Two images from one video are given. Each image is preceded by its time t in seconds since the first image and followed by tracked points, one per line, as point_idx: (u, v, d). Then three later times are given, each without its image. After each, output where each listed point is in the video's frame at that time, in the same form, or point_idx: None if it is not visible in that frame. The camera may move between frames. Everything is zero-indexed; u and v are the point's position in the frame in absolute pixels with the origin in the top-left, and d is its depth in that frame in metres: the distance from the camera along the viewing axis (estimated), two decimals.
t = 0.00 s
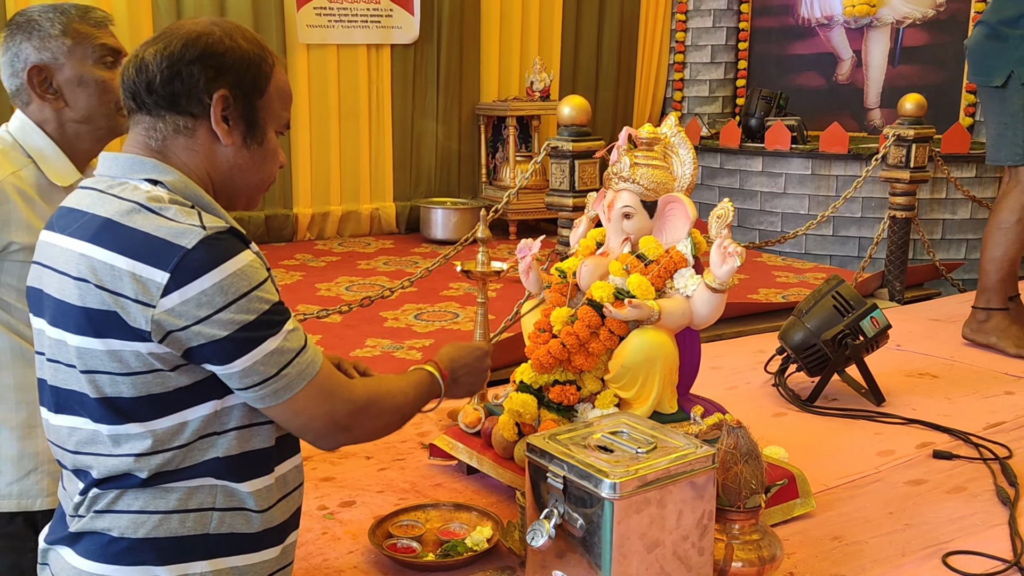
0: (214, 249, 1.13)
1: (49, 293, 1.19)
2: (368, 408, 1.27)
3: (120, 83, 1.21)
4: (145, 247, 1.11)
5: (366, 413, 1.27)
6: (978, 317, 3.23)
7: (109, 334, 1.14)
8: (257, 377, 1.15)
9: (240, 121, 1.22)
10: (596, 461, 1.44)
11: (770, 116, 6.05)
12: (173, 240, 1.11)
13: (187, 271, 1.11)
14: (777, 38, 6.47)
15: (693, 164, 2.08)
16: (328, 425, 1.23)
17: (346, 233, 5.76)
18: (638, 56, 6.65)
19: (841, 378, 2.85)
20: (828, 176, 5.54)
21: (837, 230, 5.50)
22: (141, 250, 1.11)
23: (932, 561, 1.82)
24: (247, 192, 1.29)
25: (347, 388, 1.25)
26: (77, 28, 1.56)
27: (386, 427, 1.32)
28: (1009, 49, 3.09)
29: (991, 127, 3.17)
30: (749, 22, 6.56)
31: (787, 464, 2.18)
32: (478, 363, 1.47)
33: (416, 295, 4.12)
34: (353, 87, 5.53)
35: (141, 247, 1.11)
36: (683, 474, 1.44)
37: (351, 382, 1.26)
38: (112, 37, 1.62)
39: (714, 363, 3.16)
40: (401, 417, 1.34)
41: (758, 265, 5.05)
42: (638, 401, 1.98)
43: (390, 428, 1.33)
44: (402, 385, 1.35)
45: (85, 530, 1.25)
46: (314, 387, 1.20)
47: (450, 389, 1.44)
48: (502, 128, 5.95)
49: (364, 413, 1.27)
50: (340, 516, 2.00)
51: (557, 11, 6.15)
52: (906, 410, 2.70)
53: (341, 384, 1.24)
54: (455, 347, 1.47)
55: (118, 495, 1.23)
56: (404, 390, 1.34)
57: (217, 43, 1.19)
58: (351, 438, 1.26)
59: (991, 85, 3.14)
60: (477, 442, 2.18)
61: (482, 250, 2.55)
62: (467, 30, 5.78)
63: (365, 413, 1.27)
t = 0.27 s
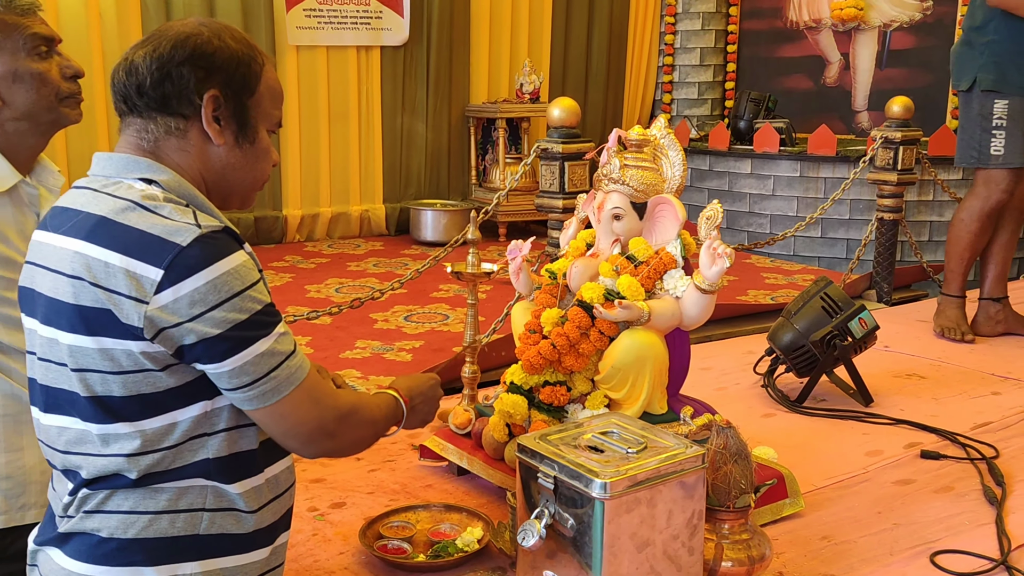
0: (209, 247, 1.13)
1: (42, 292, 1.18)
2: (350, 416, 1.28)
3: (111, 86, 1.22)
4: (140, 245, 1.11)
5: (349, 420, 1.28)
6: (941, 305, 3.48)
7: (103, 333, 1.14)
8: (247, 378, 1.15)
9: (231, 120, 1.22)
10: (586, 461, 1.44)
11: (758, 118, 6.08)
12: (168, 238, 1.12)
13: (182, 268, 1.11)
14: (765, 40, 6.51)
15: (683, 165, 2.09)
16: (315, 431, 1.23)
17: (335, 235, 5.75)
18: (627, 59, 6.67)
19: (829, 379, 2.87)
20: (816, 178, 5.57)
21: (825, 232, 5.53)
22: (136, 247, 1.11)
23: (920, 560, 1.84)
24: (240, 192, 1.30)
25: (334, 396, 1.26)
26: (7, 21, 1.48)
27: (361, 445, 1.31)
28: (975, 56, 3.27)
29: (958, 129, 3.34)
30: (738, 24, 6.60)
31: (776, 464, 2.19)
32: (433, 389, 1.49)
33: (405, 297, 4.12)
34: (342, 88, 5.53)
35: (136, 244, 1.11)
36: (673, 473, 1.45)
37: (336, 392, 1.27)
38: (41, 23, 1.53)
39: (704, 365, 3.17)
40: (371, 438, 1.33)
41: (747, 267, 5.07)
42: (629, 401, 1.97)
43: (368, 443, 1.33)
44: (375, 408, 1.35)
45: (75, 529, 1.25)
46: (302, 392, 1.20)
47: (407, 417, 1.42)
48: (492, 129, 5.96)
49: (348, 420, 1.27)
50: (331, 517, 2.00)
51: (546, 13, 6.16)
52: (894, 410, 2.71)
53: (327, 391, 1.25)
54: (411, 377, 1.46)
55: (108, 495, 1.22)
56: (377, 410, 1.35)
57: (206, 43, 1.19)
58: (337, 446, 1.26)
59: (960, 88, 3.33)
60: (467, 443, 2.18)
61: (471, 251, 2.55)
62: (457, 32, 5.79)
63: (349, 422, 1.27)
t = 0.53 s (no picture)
0: (210, 241, 1.13)
1: (33, 292, 1.17)
2: (382, 337, 1.31)
3: (101, 88, 1.21)
4: (139, 244, 1.10)
5: (382, 340, 1.31)
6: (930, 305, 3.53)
7: (101, 332, 1.13)
8: (277, 348, 1.17)
9: (223, 121, 1.21)
10: (584, 461, 1.44)
11: (751, 120, 6.09)
12: (168, 235, 1.11)
13: (185, 263, 1.10)
14: (758, 41, 6.53)
15: (678, 168, 2.08)
16: (358, 364, 1.27)
17: (328, 236, 5.73)
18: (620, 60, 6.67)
19: (823, 379, 2.87)
20: (808, 179, 5.58)
21: (818, 233, 5.54)
22: (133, 246, 1.10)
23: (915, 561, 1.84)
24: (234, 192, 1.29)
25: (361, 328, 1.29)
26: None
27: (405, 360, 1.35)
28: (943, 61, 3.38)
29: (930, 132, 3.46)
30: (730, 26, 6.62)
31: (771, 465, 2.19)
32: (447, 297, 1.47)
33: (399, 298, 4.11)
34: (335, 89, 5.52)
35: (135, 244, 1.10)
36: (670, 474, 1.44)
37: (362, 322, 1.30)
38: None
39: (698, 365, 3.17)
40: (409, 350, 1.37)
41: (740, 268, 5.08)
42: (624, 402, 1.98)
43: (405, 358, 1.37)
44: (400, 320, 1.36)
45: (63, 532, 1.24)
46: (331, 340, 1.24)
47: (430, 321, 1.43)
48: (485, 131, 5.96)
49: (382, 342, 1.31)
50: (325, 519, 1.99)
51: (540, 14, 6.16)
52: (888, 411, 2.72)
53: (351, 325, 1.28)
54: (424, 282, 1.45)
55: (96, 498, 1.21)
56: (405, 319, 1.37)
57: (196, 43, 1.18)
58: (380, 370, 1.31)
59: (934, 92, 3.45)
60: (462, 445, 2.18)
61: (466, 252, 2.54)
62: (450, 33, 5.78)
63: (385, 345, 1.31)
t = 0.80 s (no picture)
0: (198, 238, 1.12)
1: (26, 291, 1.16)
2: (388, 328, 1.29)
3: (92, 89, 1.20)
4: (128, 242, 1.09)
5: (389, 332, 1.29)
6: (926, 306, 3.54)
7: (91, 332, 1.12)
8: (272, 342, 1.17)
9: (216, 119, 1.20)
10: (583, 462, 1.43)
11: (746, 120, 6.10)
12: (155, 232, 1.10)
13: (172, 261, 1.09)
14: (753, 42, 6.54)
15: (675, 166, 2.08)
16: (358, 358, 1.26)
17: (323, 237, 5.72)
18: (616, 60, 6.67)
19: (820, 380, 2.87)
20: (804, 179, 5.58)
21: (814, 233, 5.55)
22: (123, 245, 1.09)
23: (913, 561, 1.84)
24: (229, 191, 1.28)
25: (363, 319, 1.27)
26: None
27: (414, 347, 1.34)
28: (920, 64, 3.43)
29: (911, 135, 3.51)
30: (725, 26, 6.63)
31: (769, 465, 2.18)
32: (478, 256, 1.47)
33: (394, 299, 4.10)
34: (330, 89, 5.51)
35: (123, 242, 1.09)
36: (669, 475, 1.44)
37: (364, 313, 1.28)
38: None
39: (694, 366, 3.17)
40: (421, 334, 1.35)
41: (736, 268, 5.08)
42: (622, 402, 1.97)
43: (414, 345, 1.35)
44: (413, 303, 1.34)
45: (56, 533, 1.23)
46: (327, 335, 1.22)
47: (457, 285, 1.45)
48: (480, 131, 5.95)
49: (387, 334, 1.29)
50: (321, 521, 1.98)
51: (535, 14, 6.16)
52: (885, 410, 2.72)
53: (352, 316, 1.26)
54: (453, 245, 1.46)
55: (89, 498, 1.20)
56: (416, 302, 1.35)
57: (185, 41, 1.17)
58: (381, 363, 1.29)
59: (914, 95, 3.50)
60: (459, 445, 2.17)
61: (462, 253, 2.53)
62: (445, 33, 5.77)
63: (390, 336, 1.29)
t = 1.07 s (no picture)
0: (193, 247, 1.10)
1: (28, 290, 1.16)
2: (357, 408, 1.23)
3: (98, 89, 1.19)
4: (124, 244, 1.09)
5: (354, 413, 1.23)
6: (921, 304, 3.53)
7: (88, 335, 1.11)
8: (237, 377, 1.12)
9: (221, 120, 1.19)
10: (583, 464, 1.42)
11: (743, 120, 6.10)
12: (151, 237, 1.09)
13: (166, 269, 1.08)
14: (750, 42, 6.55)
15: (674, 167, 2.08)
16: (315, 429, 1.19)
17: (320, 237, 5.71)
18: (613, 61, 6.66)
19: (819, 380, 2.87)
20: (801, 179, 5.58)
21: (811, 233, 5.55)
22: (120, 247, 1.09)
23: (914, 562, 1.83)
24: (234, 190, 1.27)
25: (333, 390, 1.21)
26: None
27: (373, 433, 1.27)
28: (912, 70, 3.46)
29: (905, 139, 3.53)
30: (722, 26, 6.63)
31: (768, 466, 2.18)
32: (466, 352, 1.42)
33: (392, 299, 4.09)
34: (327, 90, 5.49)
35: (120, 244, 1.09)
36: (669, 476, 1.43)
37: (340, 384, 1.22)
38: None
39: (693, 366, 3.16)
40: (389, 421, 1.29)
41: (733, 269, 5.08)
42: (621, 403, 1.96)
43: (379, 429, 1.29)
44: (387, 388, 1.29)
45: (54, 535, 1.22)
46: (296, 391, 1.17)
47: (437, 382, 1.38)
48: (478, 131, 5.94)
49: (352, 414, 1.23)
50: (320, 523, 1.97)
51: (533, 14, 6.14)
52: (883, 411, 2.72)
53: (326, 385, 1.20)
54: (444, 338, 1.40)
55: (88, 500, 1.19)
56: (393, 388, 1.29)
57: (190, 41, 1.16)
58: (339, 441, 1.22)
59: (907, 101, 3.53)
60: (458, 446, 2.16)
61: (461, 253, 2.53)
62: (442, 34, 5.77)
63: (354, 415, 1.23)
